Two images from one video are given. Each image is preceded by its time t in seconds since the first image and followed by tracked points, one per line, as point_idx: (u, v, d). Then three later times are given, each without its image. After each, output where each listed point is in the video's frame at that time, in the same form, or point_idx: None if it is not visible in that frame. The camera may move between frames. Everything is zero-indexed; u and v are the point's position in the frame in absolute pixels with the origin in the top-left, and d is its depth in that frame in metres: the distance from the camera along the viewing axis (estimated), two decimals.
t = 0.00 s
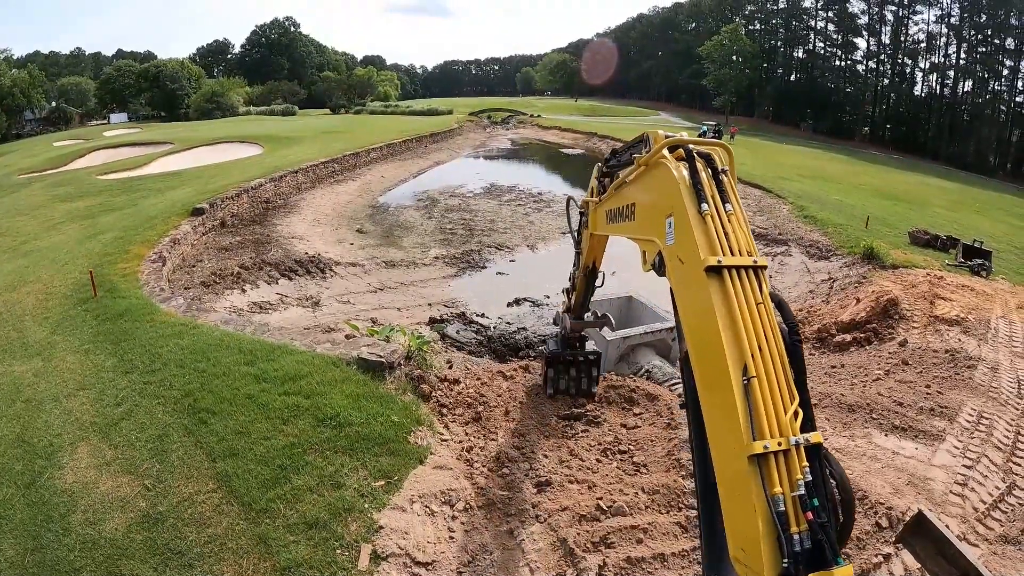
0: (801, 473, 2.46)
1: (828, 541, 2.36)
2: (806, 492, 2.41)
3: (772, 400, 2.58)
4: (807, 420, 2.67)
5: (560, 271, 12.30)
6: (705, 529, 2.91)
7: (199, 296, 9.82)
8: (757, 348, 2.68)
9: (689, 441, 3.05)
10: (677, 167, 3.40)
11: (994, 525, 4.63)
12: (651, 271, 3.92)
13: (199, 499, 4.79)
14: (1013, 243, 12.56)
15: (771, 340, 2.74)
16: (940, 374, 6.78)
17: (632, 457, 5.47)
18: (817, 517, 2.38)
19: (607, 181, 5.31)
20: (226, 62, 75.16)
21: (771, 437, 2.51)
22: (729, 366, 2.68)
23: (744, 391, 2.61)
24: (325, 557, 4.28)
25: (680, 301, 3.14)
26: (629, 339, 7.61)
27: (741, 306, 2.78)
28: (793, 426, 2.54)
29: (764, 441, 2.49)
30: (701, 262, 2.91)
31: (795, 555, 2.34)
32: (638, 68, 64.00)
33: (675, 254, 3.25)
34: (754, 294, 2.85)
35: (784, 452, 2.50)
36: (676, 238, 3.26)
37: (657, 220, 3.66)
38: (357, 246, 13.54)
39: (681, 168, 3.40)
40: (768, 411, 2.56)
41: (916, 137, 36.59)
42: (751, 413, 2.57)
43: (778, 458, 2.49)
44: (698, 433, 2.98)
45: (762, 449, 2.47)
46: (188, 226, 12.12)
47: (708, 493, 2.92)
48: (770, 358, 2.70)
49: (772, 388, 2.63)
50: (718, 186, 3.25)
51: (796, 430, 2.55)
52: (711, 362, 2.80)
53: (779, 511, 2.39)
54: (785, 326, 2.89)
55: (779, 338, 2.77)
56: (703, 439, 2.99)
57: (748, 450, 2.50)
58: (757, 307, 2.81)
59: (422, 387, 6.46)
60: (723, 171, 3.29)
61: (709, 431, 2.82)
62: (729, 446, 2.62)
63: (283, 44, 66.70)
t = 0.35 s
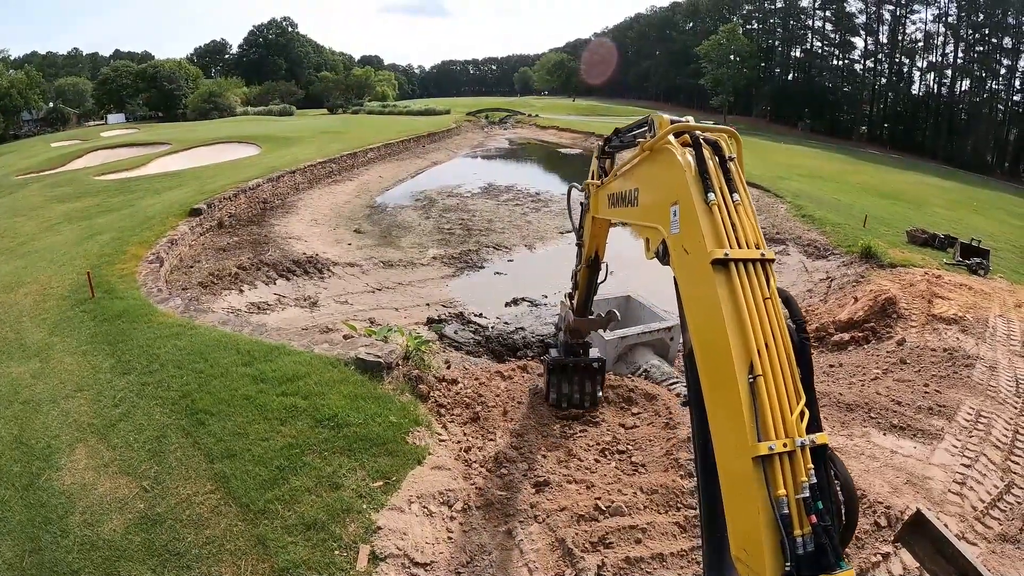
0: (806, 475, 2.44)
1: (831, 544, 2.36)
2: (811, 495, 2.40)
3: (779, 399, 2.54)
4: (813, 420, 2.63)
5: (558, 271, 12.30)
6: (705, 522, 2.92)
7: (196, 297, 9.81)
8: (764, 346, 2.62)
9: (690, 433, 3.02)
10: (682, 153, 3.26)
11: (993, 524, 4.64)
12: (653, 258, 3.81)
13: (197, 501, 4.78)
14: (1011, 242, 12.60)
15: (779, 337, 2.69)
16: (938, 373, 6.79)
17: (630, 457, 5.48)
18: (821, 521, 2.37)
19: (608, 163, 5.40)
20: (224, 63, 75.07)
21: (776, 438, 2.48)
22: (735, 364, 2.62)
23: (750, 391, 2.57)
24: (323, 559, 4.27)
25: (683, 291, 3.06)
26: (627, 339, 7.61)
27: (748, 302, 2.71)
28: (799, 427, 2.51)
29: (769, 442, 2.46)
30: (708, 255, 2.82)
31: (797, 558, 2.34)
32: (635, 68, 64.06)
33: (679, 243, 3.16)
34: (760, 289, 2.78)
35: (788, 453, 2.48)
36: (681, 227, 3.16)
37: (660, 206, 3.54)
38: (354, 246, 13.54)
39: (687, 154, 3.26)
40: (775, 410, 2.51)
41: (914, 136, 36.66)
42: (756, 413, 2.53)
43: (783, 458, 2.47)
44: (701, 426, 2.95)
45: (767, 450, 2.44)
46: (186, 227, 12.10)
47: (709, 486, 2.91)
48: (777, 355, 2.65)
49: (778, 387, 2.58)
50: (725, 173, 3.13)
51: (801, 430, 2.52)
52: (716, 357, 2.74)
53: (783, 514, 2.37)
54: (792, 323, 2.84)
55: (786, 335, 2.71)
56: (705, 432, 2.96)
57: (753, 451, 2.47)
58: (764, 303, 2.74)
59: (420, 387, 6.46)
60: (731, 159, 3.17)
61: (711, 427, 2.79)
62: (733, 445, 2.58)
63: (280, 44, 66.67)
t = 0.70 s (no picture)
0: (810, 477, 2.42)
1: (833, 546, 2.35)
2: (814, 497, 2.38)
3: (782, 400, 2.51)
4: (818, 420, 2.60)
5: (556, 271, 12.31)
6: (707, 516, 2.92)
7: (194, 297, 9.80)
8: (769, 345, 2.58)
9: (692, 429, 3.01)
10: (687, 142, 3.15)
11: (991, 523, 4.65)
12: (656, 250, 3.73)
13: (195, 502, 4.78)
14: (1008, 241, 12.64)
15: (784, 336, 2.64)
16: (936, 371, 6.80)
17: (628, 457, 5.48)
18: (824, 523, 2.35)
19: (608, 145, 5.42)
20: (221, 63, 74.94)
21: (780, 439, 2.45)
22: (740, 363, 2.58)
23: (754, 390, 2.54)
24: (321, 560, 4.27)
25: (687, 285, 3.00)
26: (624, 339, 7.61)
27: (754, 300, 2.64)
28: (803, 427, 2.48)
29: (773, 443, 2.43)
30: (713, 250, 2.75)
31: (800, 561, 2.32)
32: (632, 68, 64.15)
33: (683, 235, 3.08)
34: (767, 285, 2.71)
35: (792, 454, 2.45)
36: (685, 219, 3.07)
37: (665, 196, 3.43)
38: (352, 247, 13.53)
39: (692, 144, 3.15)
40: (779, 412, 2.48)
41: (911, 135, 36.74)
42: (760, 413, 2.50)
43: (786, 459, 2.45)
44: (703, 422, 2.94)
45: (772, 451, 2.41)
46: (183, 228, 12.09)
47: (712, 482, 2.91)
48: (782, 354, 2.60)
49: (782, 387, 2.54)
50: (732, 164, 3.03)
51: (806, 431, 2.49)
52: (719, 355, 2.70)
53: (785, 517, 2.36)
54: (798, 321, 2.78)
55: (791, 334, 2.67)
56: (707, 427, 2.94)
57: (757, 452, 2.45)
58: (770, 300, 2.68)
59: (418, 388, 6.46)
60: (738, 149, 3.05)
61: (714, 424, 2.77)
62: (736, 444, 2.56)
63: (278, 44, 66.65)
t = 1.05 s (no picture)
0: (814, 479, 2.37)
1: (836, 550, 2.32)
2: (818, 500, 2.34)
3: (787, 401, 2.44)
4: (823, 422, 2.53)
5: (554, 271, 12.31)
6: (710, 511, 2.91)
7: (191, 298, 9.79)
8: (775, 344, 2.50)
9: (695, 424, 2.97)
10: (693, 131, 3.04)
11: (990, 521, 4.65)
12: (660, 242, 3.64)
13: (193, 503, 4.77)
14: (1005, 239, 12.67)
15: (790, 334, 2.56)
16: (934, 370, 6.81)
17: (626, 457, 5.49)
18: (827, 526, 2.33)
19: (609, 132, 5.36)
20: (218, 63, 74.88)
21: (785, 440, 2.40)
22: (744, 362, 2.51)
23: (758, 390, 2.47)
24: (318, 560, 4.26)
25: (691, 279, 2.93)
26: (622, 339, 7.63)
27: (760, 296, 2.56)
28: (808, 428, 2.41)
29: (777, 445, 2.38)
30: (718, 245, 2.66)
31: (802, 564, 2.30)
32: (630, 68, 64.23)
33: (688, 228, 2.99)
34: (774, 281, 2.62)
35: (797, 456, 2.40)
36: (689, 212, 2.98)
37: (669, 187, 3.33)
38: (349, 247, 13.52)
39: (697, 134, 3.04)
40: (785, 413, 2.42)
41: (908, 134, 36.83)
42: (765, 414, 2.45)
43: (791, 461, 2.40)
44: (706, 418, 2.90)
45: (775, 454, 2.37)
46: (181, 228, 12.08)
47: (714, 478, 2.89)
48: (788, 353, 2.53)
49: (788, 386, 2.47)
50: (737, 155, 2.93)
51: (811, 432, 2.43)
52: (725, 353, 2.63)
53: (788, 519, 2.34)
54: (805, 318, 2.69)
55: (798, 333, 2.59)
56: (710, 422, 2.90)
57: (761, 454, 2.40)
58: (776, 297, 2.59)
59: (416, 388, 6.47)
60: (745, 139, 2.94)
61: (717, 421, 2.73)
62: (739, 445, 2.52)
63: (275, 45, 66.66)
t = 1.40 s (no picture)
0: (819, 482, 2.37)
1: (839, 553, 2.33)
2: (822, 504, 2.35)
3: (793, 403, 2.42)
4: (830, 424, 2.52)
5: (553, 269, 12.29)
6: (710, 505, 2.92)
7: (190, 298, 9.78)
8: (783, 345, 2.45)
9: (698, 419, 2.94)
10: (700, 117, 2.90)
11: (990, 519, 4.65)
12: (663, 229, 3.54)
13: (192, 504, 4.77)
14: (1004, 236, 12.66)
15: (798, 333, 2.51)
16: (934, 367, 6.80)
17: (626, 455, 5.48)
18: (831, 530, 2.33)
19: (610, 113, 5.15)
20: (217, 62, 74.75)
21: (791, 442, 2.39)
22: (752, 363, 2.47)
23: (765, 390, 2.45)
24: (317, 560, 4.26)
25: (696, 270, 2.85)
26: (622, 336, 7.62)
27: (770, 294, 2.49)
28: (815, 430, 2.40)
29: (783, 447, 2.36)
30: (726, 239, 2.58)
31: (805, 566, 2.31)
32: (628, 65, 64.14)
33: (693, 218, 2.89)
34: (783, 277, 2.56)
35: (802, 459, 2.39)
36: (695, 201, 2.87)
37: (674, 173, 3.20)
38: (348, 245, 13.50)
39: (705, 119, 2.90)
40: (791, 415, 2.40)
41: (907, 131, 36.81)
42: (771, 416, 2.42)
43: (796, 463, 2.39)
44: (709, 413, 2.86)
45: (781, 457, 2.35)
46: (180, 228, 12.06)
47: (716, 473, 2.88)
48: (796, 353, 2.48)
49: (795, 387, 2.44)
50: (747, 143, 2.80)
51: (817, 434, 2.42)
52: (731, 351, 2.58)
53: (793, 522, 2.34)
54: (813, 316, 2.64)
55: (807, 332, 2.54)
56: (713, 418, 2.87)
57: (766, 456, 2.39)
58: (784, 294, 2.53)
59: (415, 387, 6.46)
60: (755, 126, 2.81)
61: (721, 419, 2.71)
62: (743, 445, 2.50)
63: (273, 43, 66.55)
